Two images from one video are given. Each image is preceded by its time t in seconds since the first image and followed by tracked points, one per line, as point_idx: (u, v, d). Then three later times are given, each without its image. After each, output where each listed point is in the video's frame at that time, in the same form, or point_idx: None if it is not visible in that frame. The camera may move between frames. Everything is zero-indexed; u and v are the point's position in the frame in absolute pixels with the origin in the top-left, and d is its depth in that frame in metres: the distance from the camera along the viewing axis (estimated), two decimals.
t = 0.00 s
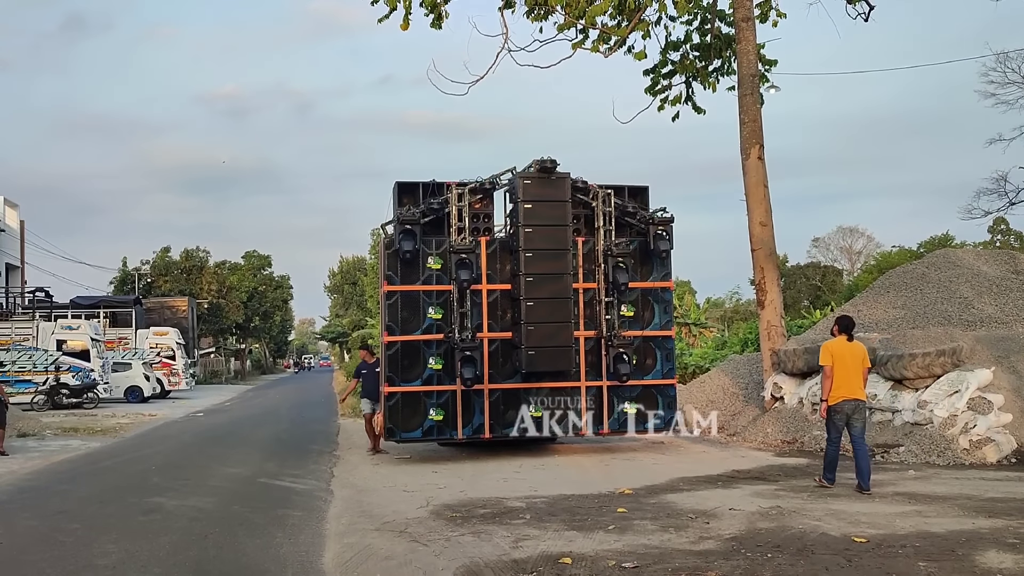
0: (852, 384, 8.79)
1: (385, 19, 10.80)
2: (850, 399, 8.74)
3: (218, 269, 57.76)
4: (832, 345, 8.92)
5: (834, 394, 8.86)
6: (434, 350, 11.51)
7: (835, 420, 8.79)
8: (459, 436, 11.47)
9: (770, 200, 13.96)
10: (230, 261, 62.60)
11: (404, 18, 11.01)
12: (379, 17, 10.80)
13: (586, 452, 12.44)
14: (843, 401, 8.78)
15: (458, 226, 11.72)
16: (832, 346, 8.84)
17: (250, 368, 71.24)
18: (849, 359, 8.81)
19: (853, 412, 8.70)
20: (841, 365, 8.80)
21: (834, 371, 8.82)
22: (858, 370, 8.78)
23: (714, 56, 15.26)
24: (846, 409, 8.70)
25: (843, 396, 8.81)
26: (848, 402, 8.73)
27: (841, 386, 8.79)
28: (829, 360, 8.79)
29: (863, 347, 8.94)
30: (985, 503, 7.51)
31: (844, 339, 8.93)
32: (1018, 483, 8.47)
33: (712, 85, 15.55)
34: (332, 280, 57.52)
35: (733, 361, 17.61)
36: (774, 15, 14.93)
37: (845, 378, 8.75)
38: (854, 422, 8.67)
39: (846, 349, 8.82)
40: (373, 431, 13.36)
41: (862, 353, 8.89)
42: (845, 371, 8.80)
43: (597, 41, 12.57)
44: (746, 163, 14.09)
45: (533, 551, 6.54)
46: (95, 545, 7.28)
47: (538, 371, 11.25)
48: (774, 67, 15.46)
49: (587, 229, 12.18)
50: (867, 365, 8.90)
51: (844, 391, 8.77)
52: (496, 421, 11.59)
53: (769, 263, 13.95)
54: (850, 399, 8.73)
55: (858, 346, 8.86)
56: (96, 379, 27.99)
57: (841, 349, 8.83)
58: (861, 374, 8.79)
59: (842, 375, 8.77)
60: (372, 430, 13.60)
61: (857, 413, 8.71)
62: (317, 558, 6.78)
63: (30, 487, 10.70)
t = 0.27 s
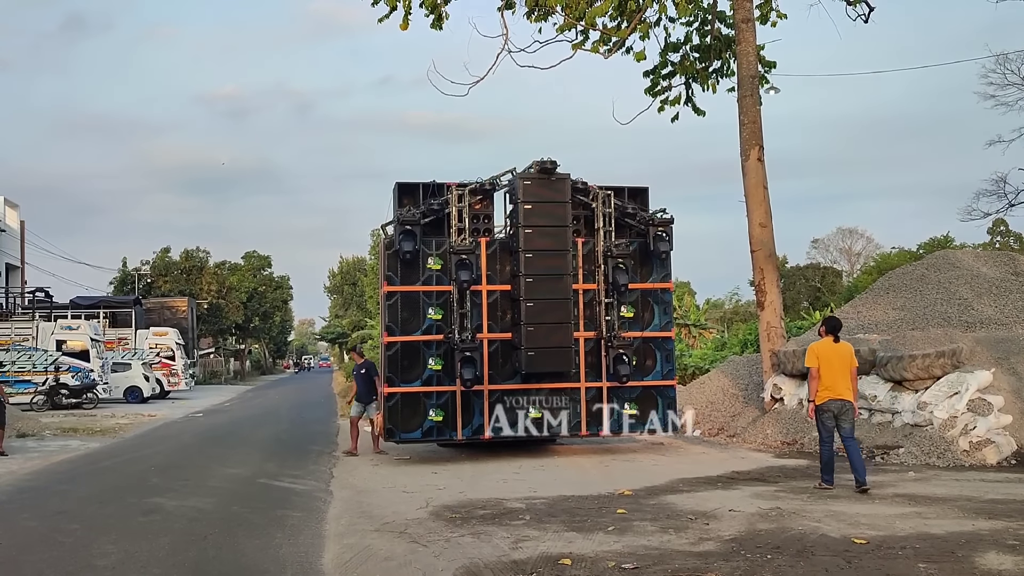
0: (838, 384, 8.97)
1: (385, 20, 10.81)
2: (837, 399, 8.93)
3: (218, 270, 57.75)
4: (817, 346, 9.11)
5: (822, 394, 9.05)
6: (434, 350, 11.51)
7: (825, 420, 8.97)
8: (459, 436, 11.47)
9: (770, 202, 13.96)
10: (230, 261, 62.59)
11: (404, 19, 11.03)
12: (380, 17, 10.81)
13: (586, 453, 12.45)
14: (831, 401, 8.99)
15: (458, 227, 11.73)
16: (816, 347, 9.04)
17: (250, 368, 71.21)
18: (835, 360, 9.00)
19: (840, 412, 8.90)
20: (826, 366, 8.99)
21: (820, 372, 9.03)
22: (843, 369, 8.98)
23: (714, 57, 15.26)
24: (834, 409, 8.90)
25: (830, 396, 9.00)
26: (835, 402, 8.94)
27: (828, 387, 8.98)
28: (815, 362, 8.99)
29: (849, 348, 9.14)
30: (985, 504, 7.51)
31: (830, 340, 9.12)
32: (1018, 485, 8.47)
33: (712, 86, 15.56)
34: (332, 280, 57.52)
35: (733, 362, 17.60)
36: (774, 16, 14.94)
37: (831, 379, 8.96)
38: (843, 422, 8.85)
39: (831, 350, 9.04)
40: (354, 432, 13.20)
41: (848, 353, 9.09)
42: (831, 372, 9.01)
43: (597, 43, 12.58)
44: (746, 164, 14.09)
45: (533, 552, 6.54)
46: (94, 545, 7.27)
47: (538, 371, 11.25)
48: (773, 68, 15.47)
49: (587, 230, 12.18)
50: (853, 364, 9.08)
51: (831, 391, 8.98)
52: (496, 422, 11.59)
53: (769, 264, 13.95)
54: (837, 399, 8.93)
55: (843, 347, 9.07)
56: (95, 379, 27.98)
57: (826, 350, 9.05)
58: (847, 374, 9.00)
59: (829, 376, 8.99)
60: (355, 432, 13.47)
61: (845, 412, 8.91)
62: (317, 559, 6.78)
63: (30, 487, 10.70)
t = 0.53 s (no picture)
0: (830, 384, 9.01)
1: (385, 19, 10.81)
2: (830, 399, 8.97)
3: (218, 270, 57.72)
4: (808, 347, 9.22)
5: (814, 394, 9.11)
6: (433, 351, 11.50)
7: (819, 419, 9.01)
8: (458, 437, 11.46)
9: (769, 202, 13.97)
10: (229, 261, 62.55)
11: (403, 19, 11.03)
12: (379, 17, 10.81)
13: (585, 454, 12.44)
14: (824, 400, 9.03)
15: (458, 227, 11.72)
16: (807, 348, 9.15)
17: (249, 369, 71.17)
18: (826, 360, 9.07)
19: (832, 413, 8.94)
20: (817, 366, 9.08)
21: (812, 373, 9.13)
22: (836, 370, 9.03)
23: (713, 58, 15.27)
24: (826, 408, 8.94)
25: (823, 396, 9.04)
26: (827, 402, 8.98)
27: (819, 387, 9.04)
28: (804, 363, 9.12)
29: (841, 348, 9.20)
30: (984, 505, 7.51)
31: (823, 341, 9.19)
32: (1017, 486, 8.47)
33: (711, 87, 15.56)
34: (331, 280, 57.49)
35: (732, 362, 17.59)
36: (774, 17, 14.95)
37: (822, 379, 9.01)
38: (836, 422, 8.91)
39: (822, 350, 9.11)
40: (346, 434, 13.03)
41: (840, 353, 9.14)
42: (822, 372, 9.07)
43: (597, 43, 12.58)
44: (745, 164, 14.10)
45: (532, 552, 6.54)
46: (92, 545, 7.26)
47: (537, 372, 11.25)
48: (773, 69, 15.49)
49: (586, 231, 12.19)
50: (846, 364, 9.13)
51: (822, 391, 9.03)
52: (495, 422, 11.59)
53: (768, 265, 13.95)
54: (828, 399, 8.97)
55: (834, 347, 9.13)
56: (94, 379, 27.96)
57: (817, 351, 9.12)
58: (838, 373, 9.04)
59: (820, 376, 9.05)
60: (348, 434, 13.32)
61: (838, 412, 8.94)
62: (315, 559, 6.77)
63: (29, 487, 10.69)
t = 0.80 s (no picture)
0: (828, 385, 9.01)
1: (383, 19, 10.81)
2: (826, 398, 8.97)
3: (216, 270, 57.70)
4: (807, 347, 9.22)
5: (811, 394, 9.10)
6: (432, 351, 11.50)
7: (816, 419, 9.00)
8: (456, 437, 11.46)
9: (767, 202, 13.97)
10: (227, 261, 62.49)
11: (402, 19, 11.03)
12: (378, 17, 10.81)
13: (583, 454, 12.44)
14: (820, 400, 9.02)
15: (456, 227, 11.72)
16: (806, 348, 9.17)
17: (248, 369, 71.13)
18: (824, 360, 9.08)
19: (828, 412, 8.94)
20: (815, 366, 9.09)
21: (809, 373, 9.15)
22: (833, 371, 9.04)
23: (712, 58, 15.27)
24: (822, 408, 8.92)
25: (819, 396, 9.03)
26: (824, 402, 8.97)
27: (817, 387, 9.04)
28: (802, 363, 9.14)
29: (839, 349, 9.23)
30: (981, 505, 7.52)
31: (822, 341, 9.19)
32: (1015, 486, 8.48)
33: (710, 87, 15.57)
34: (329, 280, 57.45)
35: (730, 362, 17.60)
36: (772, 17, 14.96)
37: (820, 379, 9.01)
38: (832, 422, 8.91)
39: (820, 351, 9.12)
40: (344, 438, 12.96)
41: (838, 353, 9.15)
42: (820, 372, 9.08)
43: (596, 43, 12.58)
44: (744, 165, 14.10)
45: (530, 552, 6.53)
46: (90, 545, 7.25)
47: (536, 372, 11.26)
48: (772, 69, 15.50)
49: (584, 231, 12.19)
50: (844, 366, 9.14)
51: (820, 391, 9.03)
52: (493, 422, 11.60)
53: (767, 265, 13.96)
54: (824, 399, 8.96)
55: (833, 348, 9.14)
56: (93, 379, 27.93)
57: (816, 351, 9.14)
58: (836, 374, 9.04)
59: (817, 376, 9.06)
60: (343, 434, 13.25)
61: (834, 412, 8.94)
62: (313, 559, 6.77)
63: (26, 487, 10.67)
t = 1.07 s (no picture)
0: (831, 385, 9.04)
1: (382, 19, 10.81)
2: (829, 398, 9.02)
3: (213, 270, 57.65)
4: (811, 347, 9.17)
5: (813, 393, 9.12)
6: (430, 351, 11.49)
7: (817, 419, 9.04)
8: (454, 437, 11.45)
9: (765, 202, 13.98)
10: (225, 261, 62.44)
11: (400, 19, 11.03)
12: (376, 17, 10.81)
13: (581, 454, 12.43)
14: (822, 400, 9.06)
15: (454, 227, 11.71)
16: (811, 348, 9.11)
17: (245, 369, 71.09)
18: (829, 360, 9.07)
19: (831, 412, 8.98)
20: (819, 366, 9.08)
21: (812, 373, 9.12)
22: (837, 372, 9.07)
23: (709, 58, 15.28)
24: (825, 408, 8.98)
25: (821, 396, 9.07)
26: (825, 402, 9.02)
27: (821, 387, 9.05)
28: (807, 362, 9.09)
29: (841, 349, 9.24)
30: (978, 505, 7.53)
31: (825, 341, 9.19)
32: (1012, 486, 8.49)
33: (708, 87, 15.58)
34: (327, 280, 57.40)
35: (728, 362, 17.61)
36: (770, 17, 14.97)
37: (824, 379, 9.03)
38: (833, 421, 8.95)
39: (825, 351, 9.10)
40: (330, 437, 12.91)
41: (841, 354, 9.15)
42: (824, 372, 9.09)
43: (594, 43, 12.59)
44: (741, 165, 14.11)
45: (528, 552, 6.53)
46: (87, 545, 7.24)
47: (533, 371, 11.26)
48: (769, 70, 15.51)
49: (582, 231, 12.19)
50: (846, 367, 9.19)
51: (822, 391, 9.05)
52: (491, 422, 11.60)
53: (764, 265, 13.97)
54: (827, 399, 9.00)
55: (837, 348, 9.13)
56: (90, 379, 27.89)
57: (821, 351, 9.10)
58: (838, 375, 9.06)
59: (821, 375, 9.07)
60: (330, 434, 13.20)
61: (836, 413, 8.99)
62: (311, 559, 6.76)
63: (23, 487, 10.65)
